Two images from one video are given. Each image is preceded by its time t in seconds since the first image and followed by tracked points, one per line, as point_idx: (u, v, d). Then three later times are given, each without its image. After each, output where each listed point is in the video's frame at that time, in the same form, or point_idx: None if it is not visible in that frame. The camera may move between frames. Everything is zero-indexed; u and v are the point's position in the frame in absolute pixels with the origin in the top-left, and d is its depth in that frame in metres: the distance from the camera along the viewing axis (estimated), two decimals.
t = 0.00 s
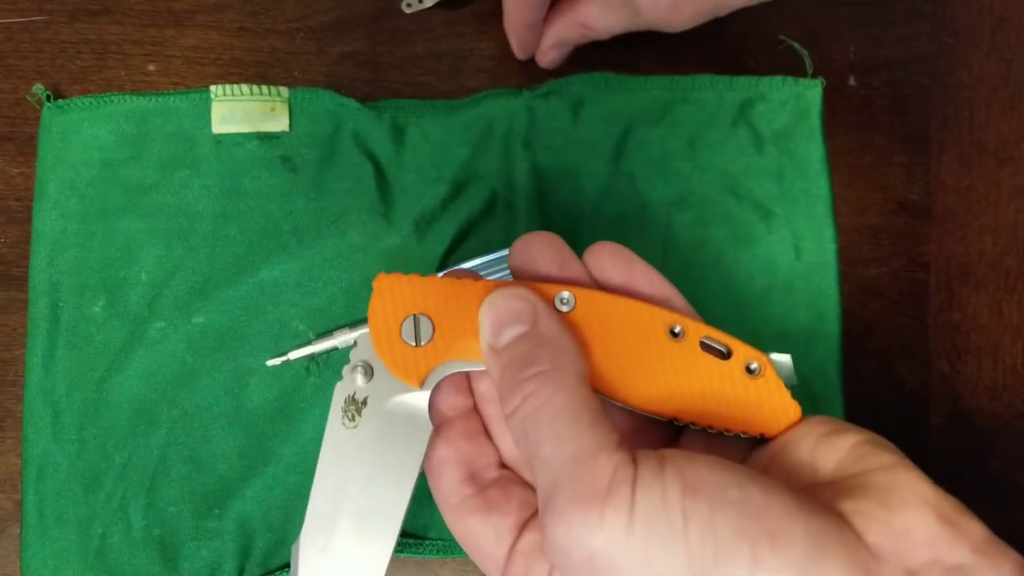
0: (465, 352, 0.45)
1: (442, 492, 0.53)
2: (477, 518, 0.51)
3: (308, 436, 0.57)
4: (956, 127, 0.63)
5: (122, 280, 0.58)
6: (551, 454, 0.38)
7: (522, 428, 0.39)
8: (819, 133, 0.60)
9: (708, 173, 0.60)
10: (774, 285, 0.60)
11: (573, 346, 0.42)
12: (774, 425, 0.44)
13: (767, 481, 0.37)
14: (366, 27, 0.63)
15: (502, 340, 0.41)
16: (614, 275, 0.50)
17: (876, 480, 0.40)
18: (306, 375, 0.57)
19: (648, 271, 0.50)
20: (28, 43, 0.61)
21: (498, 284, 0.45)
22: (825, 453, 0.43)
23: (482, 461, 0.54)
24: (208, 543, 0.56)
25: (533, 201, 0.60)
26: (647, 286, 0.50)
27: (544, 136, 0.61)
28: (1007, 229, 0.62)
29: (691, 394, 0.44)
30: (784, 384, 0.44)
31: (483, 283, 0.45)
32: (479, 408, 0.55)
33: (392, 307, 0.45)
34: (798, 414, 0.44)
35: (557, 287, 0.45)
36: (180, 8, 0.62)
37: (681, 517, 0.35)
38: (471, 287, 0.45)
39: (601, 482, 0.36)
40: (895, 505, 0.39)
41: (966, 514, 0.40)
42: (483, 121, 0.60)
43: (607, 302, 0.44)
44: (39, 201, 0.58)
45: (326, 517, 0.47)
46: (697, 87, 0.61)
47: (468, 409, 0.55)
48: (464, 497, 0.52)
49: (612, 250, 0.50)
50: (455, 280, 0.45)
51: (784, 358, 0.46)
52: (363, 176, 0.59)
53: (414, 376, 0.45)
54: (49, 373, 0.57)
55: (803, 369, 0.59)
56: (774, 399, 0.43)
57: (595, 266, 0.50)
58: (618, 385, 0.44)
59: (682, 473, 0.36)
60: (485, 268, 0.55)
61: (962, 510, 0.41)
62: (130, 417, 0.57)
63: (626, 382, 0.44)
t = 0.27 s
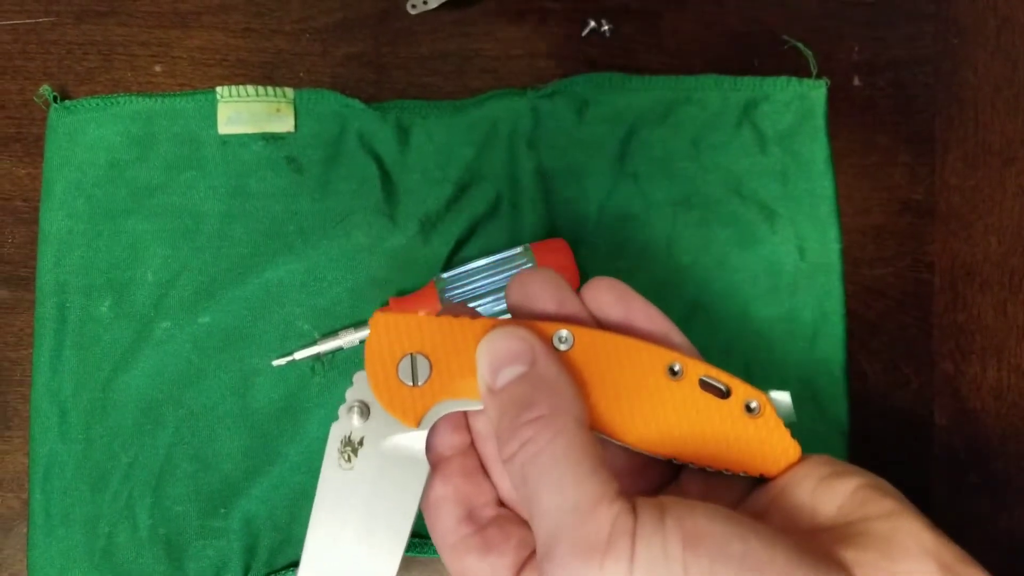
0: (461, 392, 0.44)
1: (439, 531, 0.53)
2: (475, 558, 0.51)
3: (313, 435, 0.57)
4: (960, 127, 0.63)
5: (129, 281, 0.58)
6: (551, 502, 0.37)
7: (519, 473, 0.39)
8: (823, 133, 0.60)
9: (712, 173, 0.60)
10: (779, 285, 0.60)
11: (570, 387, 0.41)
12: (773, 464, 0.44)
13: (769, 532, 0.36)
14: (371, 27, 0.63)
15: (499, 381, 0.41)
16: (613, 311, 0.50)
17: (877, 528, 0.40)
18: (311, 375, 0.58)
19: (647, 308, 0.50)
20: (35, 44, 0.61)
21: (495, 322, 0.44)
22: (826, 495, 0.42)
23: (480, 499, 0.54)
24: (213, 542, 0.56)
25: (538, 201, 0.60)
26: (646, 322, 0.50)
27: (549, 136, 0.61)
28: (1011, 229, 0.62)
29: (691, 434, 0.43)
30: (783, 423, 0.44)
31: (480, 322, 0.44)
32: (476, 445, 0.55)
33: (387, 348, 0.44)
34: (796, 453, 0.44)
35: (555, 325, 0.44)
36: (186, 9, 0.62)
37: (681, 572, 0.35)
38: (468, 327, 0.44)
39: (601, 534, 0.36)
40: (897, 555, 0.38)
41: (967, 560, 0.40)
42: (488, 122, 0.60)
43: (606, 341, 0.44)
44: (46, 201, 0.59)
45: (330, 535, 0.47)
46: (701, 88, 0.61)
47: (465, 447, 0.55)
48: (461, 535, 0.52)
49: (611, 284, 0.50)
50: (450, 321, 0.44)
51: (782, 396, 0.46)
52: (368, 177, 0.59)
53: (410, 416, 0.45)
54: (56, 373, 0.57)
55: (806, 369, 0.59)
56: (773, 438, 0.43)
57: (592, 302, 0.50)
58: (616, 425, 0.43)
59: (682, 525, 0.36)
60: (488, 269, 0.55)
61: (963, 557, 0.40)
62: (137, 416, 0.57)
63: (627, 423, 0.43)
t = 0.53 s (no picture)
0: (473, 386, 0.44)
1: (451, 527, 0.53)
2: (487, 552, 0.51)
3: (313, 435, 0.57)
4: (961, 127, 0.63)
5: (129, 280, 0.58)
6: (562, 497, 0.37)
7: (531, 466, 0.39)
8: (823, 133, 0.60)
9: (712, 173, 0.61)
10: (779, 285, 0.60)
11: (583, 382, 0.41)
12: (783, 461, 0.44)
13: (778, 527, 0.37)
14: (371, 27, 0.63)
15: (511, 374, 0.41)
16: (624, 306, 0.50)
17: (886, 525, 0.40)
18: (311, 375, 0.58)
19: (658, 303, 0.50)
20: (35, 44, 0.61)
21: (509, 317, 0.44)
22: (836, 493, 0.43)
23: (491, 493, 0.54)
24: (214, 542, 0.56)
25: (538, 201, 0.60)
26: (657, 316, 0.50)
27: (549, 136, 0.61)
28: (1011, 229, 0.62)
29: (701, 430, 0.43)
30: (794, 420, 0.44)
31: (493, 316, 0.44)
32: (487, 439, 0.55)
33: (399, 340, 0.44)
34: (806, 451, 0.44)
35: (567, 319, 0.44)
36: (187, 9, 0.62)
37: (691, 567, 0.35)
38: (481, 320, 0.44)
39: (611, 528, 0.36)
40: (906, 552, 0.39)
41: (979, 559, 0.40)
42: (488, 122, 0.60)
43: (618, 335, 0.44)
44: (46, 202, 0.59)
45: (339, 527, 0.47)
46: (702, 88, 0.61)
47: (477, 440, 0.55)
48: (473, 530, 0.52)
49: (620, 280, 0.50)
50: (462, 313, 0.44)
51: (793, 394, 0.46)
52: (368, 177, 0.59)
53: (421, 410, 0.45)
54: (56, 373, 0.57)
55: (807, 370, 0.59)
56: (784, 434, 0.43)
57: (604, 297, 0.50)
58: (626, 421, 0.43)
59: (693, 519, 0.36)
60: (487, 269, 0.55)
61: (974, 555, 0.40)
62: (137, 416, 0.57)
63: (638, 417, 0.43)
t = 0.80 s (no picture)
0: (474, 389, 0.44)
1: (451, 528, 0.53)
2: (487, 555, 0.51)
3: (313, 435, 0.57)
4: (960, 127, 0.63)
5: (129, 280, 0.58)
6: (562, 500, 0.37)
7: (531, 470, 0.39)
8: (824, 133, 0.60)
9: (713, 173, 0.61)
10: (779, 285, 0.60)
11: (583, 385, 0.41)
12: (784, 466, 0.44)
13: (780, 532, 0.36)
14: (371, 27, 0.63)
15: (512, 377, 0.41)
16: (626, 310, 0.50)
17: (889, 530, 0.40)
18: (311, 375, 0.58)
19: (660, 307, 0.50)
20: (35, 44, 0.61)
21: (508, 319, 0.44)
22: (837, 497, 0.42)
23: (491, 495, 0.54)
24: (214, 542, 0.56)
25: (538, 201, 0.60)
26: (658, 320, 0.50)
27: (549, 136, 0.61)
28: (1011, 228, 0.62)
29: (702, 434, 0.43)
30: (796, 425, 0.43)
31: (493, 318, 0.44)
32: (488, 442, 0.55)
33: (400, 342, 0.44)
34: (808, 456, 0.44)
35: (568, 322, 0.44)
36: (187, 9, 0.62)
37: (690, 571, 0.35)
38: (482, 322, 0.44)
39: (612, 531, 0.36)
40: (907, 557, 0.38)
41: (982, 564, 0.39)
42: (489, 122, 0.60)
43: (618, 339, 0.44)
44: (47, 202, 0.59)
45: (340, 523, 0.46)
46: (702, 87, 0.61)
47: (477, 443, 0.55)
48: (472, 533, 0.52)
49: (623, 282, 0.50)
50: (463, 315, 0.44)
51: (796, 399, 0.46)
52: (368, 177, 0.59)
53: (422, 412, 0.45)
54: (56, 372, 0.57)
55: (807, 370, 0.59)
56: (786, 438, 0.43)
57: (606, 300, 0.50)
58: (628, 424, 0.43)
59: (693, 523, 0.36)
60: (487, 269, 0.55)
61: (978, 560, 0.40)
62: (137, 415, 0.57)
63: (639, 420, 0.43)
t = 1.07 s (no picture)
0: (478, 403, 0.45)
1: (455, 541, 0.53)
2: (490, 568, 0.51)
3: (313, 435, 0.57)
4: (961, 127, 0.63)
5: (128, 281, 0.58)
6: (564, 513, 0.37)
7: (534, 483, 0.39)
8: (824, 133, 0.60)
9: (713, 173, 0.60)
10: (779, 285, 0.60)
11: (586, 399, 0.41)
12: (787, 480, 0.44)
13: (781, 548, 0.36)
14: (371, 27, 0.63)
15: (515, 391, 0.41)
16: (630, 323, 0.50)
17: (888, 544, 0.40)
18: (311, 375, 0.58)
19: (663, 320, 0.50)
20: (35, 44, 0.61)
21: (512, 333, 0.45)
22: (838, 512, 0.42)
23: (495, 507, 0.54)
24: (214, 542, 0.56)
25: (538, 201, 0.60)
26: (662, 333, 0.50)
27: (549, 136, 0.61)
28: (1012, 228, 0.62)
29: (704, 447, 0.43)
30: (798, 438, 0.44)
31: (497, 332, 0.45)
32: (492, 455, 0.55)
33: (404, 356, 0.45)
34: (811, 470, 0.44)
35: (571, 335, 0.45)
36: (187, 9, 0.62)
37: None
38: (486, 336, 0.45)
39: (612, 546, 0.36)
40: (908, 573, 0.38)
41: None
42: (489, 122, 0.60)
43: (621, 352, 0.44)
44: (46, 202, 0.59)
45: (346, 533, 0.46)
46: (702, 88, 0.61)
47: (481, 455, 0.55)
48: (477, 547, 0.52)
49: (627, 297, 0.50)
50: (467, 330, 0.45)
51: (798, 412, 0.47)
52: (368, 177, 0.59)
53: (426, 425, 0.45)
54: (56, 372, 0.57)
55: (807, 370, 0.59)
56: (788, 452, 0.43)
57: (610, 314, 0.51)
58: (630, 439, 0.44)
59: (694, 539, 0.36)
60: (487, 269, 0.55)
61: None
62: (137, 416, 0.57)
63: (641, 434, 0.44)
